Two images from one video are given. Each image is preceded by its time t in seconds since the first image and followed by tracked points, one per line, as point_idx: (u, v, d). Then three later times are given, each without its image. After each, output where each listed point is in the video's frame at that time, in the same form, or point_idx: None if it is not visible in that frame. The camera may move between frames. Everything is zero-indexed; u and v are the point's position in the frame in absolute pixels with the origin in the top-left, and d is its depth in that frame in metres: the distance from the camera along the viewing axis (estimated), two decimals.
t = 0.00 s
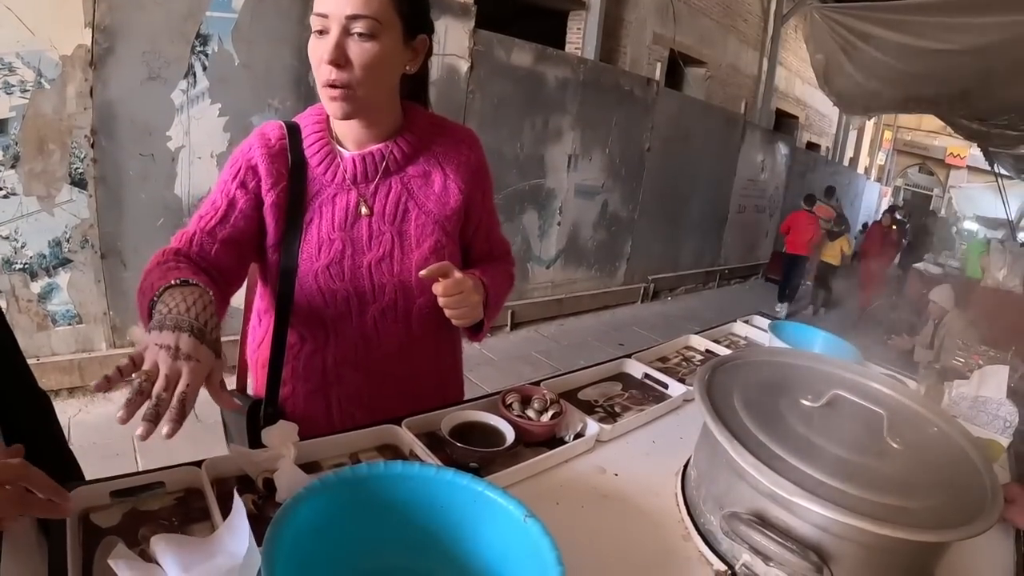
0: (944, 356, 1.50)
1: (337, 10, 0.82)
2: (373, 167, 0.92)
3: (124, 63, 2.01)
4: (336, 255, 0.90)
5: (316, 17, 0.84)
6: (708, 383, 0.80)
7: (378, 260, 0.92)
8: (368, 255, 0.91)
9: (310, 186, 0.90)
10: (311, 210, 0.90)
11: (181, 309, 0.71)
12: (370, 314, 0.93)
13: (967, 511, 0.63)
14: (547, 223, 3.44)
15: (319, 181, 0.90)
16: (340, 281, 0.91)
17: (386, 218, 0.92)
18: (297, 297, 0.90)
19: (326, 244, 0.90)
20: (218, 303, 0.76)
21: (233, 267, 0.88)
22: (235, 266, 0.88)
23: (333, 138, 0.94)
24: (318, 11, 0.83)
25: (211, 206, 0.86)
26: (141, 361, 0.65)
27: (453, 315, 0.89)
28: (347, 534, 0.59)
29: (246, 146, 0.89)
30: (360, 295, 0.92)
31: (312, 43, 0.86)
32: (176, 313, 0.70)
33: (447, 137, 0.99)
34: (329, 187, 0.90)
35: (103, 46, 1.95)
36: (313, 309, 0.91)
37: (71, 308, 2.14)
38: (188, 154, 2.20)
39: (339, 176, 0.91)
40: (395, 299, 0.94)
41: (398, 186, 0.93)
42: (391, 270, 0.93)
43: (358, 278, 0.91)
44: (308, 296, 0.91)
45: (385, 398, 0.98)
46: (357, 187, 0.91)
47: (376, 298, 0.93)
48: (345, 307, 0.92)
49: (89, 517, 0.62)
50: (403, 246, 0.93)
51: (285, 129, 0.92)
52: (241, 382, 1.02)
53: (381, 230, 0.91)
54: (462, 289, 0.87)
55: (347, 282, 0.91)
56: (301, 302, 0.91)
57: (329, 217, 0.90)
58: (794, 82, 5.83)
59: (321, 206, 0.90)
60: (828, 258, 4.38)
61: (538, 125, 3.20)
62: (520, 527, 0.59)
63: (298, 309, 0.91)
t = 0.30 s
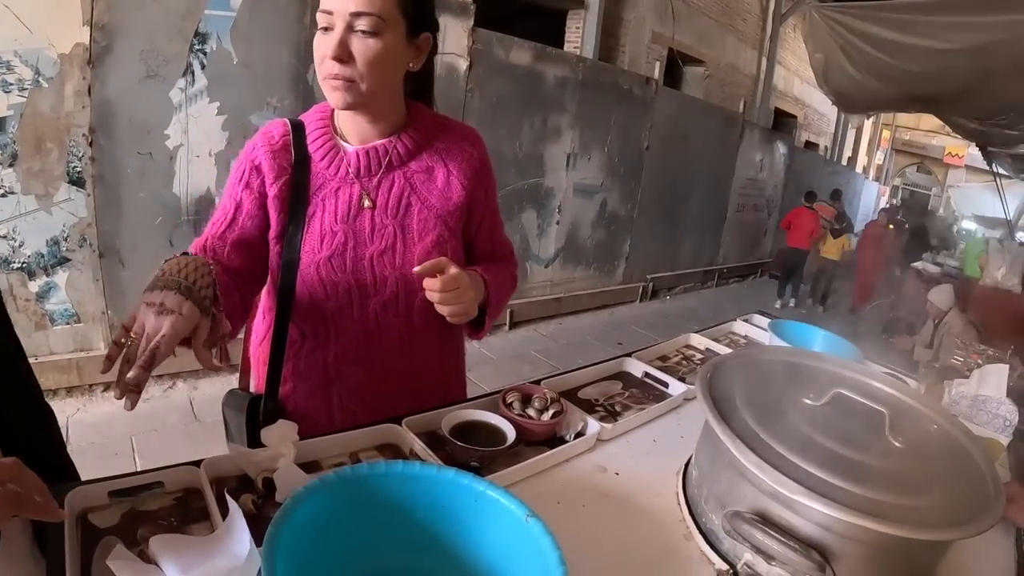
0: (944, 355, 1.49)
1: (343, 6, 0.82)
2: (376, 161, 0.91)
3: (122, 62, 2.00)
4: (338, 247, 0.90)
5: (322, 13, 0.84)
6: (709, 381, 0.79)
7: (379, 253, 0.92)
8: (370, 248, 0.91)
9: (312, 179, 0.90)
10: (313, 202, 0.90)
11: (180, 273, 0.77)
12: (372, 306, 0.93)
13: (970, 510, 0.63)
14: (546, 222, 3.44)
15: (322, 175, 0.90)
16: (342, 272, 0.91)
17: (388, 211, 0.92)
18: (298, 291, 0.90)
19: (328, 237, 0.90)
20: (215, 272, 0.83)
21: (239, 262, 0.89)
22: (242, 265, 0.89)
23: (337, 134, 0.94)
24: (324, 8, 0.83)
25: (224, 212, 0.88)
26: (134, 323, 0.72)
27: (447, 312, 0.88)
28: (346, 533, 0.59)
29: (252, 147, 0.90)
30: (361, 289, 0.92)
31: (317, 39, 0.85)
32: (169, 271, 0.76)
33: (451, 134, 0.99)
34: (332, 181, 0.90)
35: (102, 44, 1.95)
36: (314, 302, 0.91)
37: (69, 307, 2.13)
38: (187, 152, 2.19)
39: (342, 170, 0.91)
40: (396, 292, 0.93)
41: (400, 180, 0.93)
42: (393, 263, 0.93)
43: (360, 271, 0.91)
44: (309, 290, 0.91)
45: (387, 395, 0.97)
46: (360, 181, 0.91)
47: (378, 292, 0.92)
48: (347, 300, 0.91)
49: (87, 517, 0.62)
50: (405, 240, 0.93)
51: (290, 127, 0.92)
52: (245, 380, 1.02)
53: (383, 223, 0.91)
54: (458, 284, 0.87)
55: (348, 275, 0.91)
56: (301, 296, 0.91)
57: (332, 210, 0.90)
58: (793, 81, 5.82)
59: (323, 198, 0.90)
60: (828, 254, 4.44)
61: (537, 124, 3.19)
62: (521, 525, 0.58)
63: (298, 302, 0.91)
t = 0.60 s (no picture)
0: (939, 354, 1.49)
1: (346, 4, 0.82)
2: (376, 157, 0.92)
3: (118, 61, 2.00)
4: (338, 240, 0.90)
5: (326, 11, 0.84)
6: (702, 379, 0.80)
7: (379, 247, 0.92)
8: (370, 241, 0.91)
9: (312, 174, 0.90)
10: (313, 196, 0.90)
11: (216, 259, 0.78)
12: (371, 299, 0.93)
13: (963, 509, 0.63)
14: (543, 221, 3.44)
15: (322, 171, 0.91)
16: (341, 265, 0.91)
17: (388, 206, 0.92)
18: (298, 286, 0.90)
19: (327, 232, 0.90)
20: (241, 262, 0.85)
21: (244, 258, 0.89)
22: (258, 268, 0.90)
23: (337, 131, 0.95)
24: (328, 6, 0.83)
25: (238, 222, 0.90)
26: (175, 307, 0.73)
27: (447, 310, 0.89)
28: (336, 531, 0.59)
29: (254, 149, 0.91)
30: (361, 283, 0.92)
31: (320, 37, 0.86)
32: (201, 258, 0.77)
33: (449, 133, 0.99)
34: (331, 176, 0.90)
35: (98, 44, 1.95)
36: (314, 297, 0.91)
37: (66, 307, 2.13)
38: (183, 152, 2.19)
39: (342, 166, 0.91)
40: (396, 286, 0.94)
41: (399, 176, 0.93)
42: (392, 256, 0.93)
43: (359, 264, 0.91)
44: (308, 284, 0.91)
45: (385, 390, 0.98)
46: (360, 176, 0.91)
47: (377, 286, 0.93)
48: (346, 294, 0.92)
49: (79, 514, 0.62)
50: (404, 234, 0.93)
51: (291, 127, 0.93)
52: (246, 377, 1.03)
53: (383, 218, 0.91)
54: (459, 276, 0.87)
55: (348, 269, 0.91)
56: (301, 290, 0.91)
57: (332, 204, 0.90)
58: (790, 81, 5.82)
59: (323, 192, 0.90)
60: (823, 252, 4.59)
61: (534, 123, 3.19)
62: (512, 524, 0.59)
63: (298, 296, 0.90)
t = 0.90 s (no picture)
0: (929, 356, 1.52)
1: (365, 20, 0.85)
2: (382, 164, 0.94)
3: (118, 66, 2.02)
4: (346, 242, 0.93)
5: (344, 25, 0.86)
6: (687, 381, 0.83)
7: (386, 248, 0.95)
8: (377, 243, 0.94)
9: (320, 180, 0.93)
10: (322, 201, 0.93)
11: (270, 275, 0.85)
12: (378, 298, 0.96)
13: (938, 508, 0.66)
14: (540, 223, 3.47)
15: (330, 177, 0.93)
16: (350, 266, 0.93)
17: (394, 210, 0.95)
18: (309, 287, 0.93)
19: (336, 234, 0.93)
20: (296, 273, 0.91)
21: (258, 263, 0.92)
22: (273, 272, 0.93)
23: (344, 139, 0.98)
24: (347, 21, 0.86)
25: (252, 231, 0.93)
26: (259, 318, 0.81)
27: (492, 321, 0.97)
28: (333, 528, 0.61)
29: (264, 159, 0.94)
30: (369, 282, 0.95)
31: (337, 49, 0.88)
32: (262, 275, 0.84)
33: (452, 140, 1.03)
34: (339, 182, 0.93)
35: (98, 48, 1.97)
36: (325, 296, 0.94)
37: (66, 309, 2.15)
38: (182, 155, 2.22)
39: (349, 172, 0.94)
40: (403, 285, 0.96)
41: (404, 182, 0.96)
42: (399, 256, 0.95)
43: (368, 265, 0.94)
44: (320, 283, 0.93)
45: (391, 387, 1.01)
46: (367, 182, 0.94)
47: (385, 285, 0.96)
48: (355, 293, 0.94)
49: (87, 510, 0.65)
50: (410, 235, 0.96)
51: (299, 135, 0.95)
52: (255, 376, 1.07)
53: (389, 221, 0.94)
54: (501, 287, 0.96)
55: (357, 268, 0.94)
56: (312, 290, 0.93)
57: (340, 207, 0.93)
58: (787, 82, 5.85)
59: (331, 197, 0.93)
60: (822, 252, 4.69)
61: (531, 125, 3.22)
62: (501, 520, 0.61)
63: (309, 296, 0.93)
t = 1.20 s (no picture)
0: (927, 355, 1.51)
1: (383, 27, 0.88)
2: (390, 169, 0.98)
3: (117, 70, 2.04)
4: (357, 244, 0.96)
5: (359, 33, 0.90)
6: (675, 381, 0.84)
7: (395, 249, 0.98)
8: (387, 244, 0.98)
9: (330, 184, 0.96)
10: (333, 205, 0.96)
11: (338, 326, 0.85)
12: (389, 298, 0.99)
13: (920, 505, 0.67)
14: (537, 224, 3.49)
15: (340, 181, 0.96)
16: (362, 267, 0.96)
17: (402, 212, 0.98)
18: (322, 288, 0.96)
19: (348, 236, 0.96)
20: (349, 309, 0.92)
21: (276, 266, 0.95)
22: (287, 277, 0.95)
23: (353, 145, 1.00)
24: (363, 27, 0.89)
25: (263, 235, 0.95)
26: (359, 364, 0.80)
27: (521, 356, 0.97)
28: (332, 523, 0.64)
29: (275, 165, 0.96)
30: (380, 281, 0.98)
31: (352, 54, 0.91)
32: (330, 328, 0.85)
33: (455, 145, 1.06)
34: (349, 186, 0.96)
35: (97, 53, 1.99)
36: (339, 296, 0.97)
37: (66, 311, 2.17)
38: (181, 158, 2.23)
39: (358, 176, 0.97)
40: (412, 284, 1.00)
41: (412, 186, 0.99)
42: (408, 257, 0.99)
43: (378, 265, 0.97)
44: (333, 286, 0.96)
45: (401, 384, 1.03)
46: (376, 185, 0.97)
47: (395, 284, 0.99)
48: (366, 292, 0.97)
49: (92, 508, 0.67)
50: (418, 237, 0.99)
51: (308, 141, 0.98)
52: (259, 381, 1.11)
53: (398, 223, 0.98)
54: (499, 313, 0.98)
55: (368, 268, 0.97)
56: (326, 291, 0.96)
57: (351, 210, 0.96)
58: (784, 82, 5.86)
59: (341, 200, 0.96)
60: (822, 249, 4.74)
61: (528, 127, 3.24)
62: (492, 516, 0.63)
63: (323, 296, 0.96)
